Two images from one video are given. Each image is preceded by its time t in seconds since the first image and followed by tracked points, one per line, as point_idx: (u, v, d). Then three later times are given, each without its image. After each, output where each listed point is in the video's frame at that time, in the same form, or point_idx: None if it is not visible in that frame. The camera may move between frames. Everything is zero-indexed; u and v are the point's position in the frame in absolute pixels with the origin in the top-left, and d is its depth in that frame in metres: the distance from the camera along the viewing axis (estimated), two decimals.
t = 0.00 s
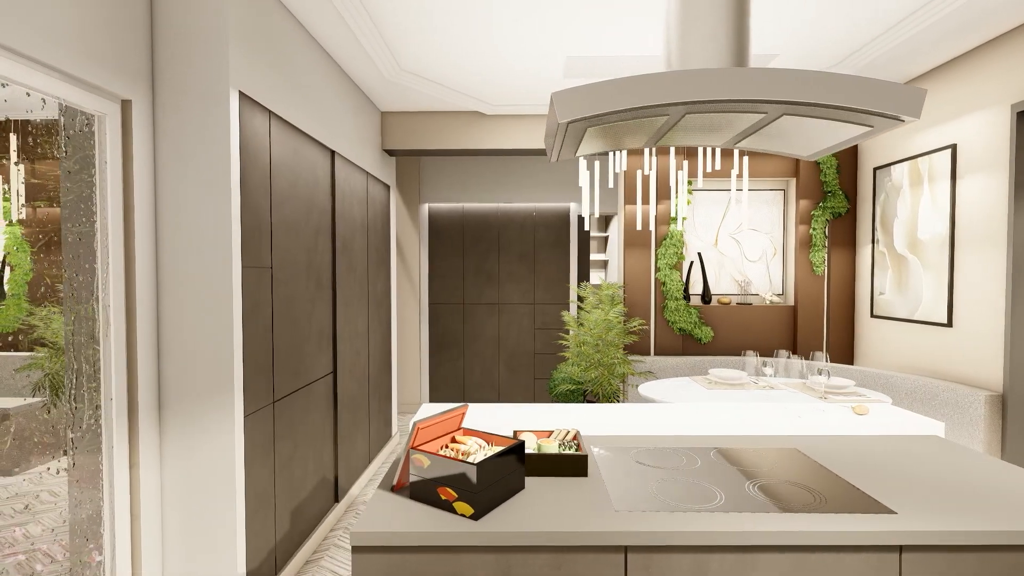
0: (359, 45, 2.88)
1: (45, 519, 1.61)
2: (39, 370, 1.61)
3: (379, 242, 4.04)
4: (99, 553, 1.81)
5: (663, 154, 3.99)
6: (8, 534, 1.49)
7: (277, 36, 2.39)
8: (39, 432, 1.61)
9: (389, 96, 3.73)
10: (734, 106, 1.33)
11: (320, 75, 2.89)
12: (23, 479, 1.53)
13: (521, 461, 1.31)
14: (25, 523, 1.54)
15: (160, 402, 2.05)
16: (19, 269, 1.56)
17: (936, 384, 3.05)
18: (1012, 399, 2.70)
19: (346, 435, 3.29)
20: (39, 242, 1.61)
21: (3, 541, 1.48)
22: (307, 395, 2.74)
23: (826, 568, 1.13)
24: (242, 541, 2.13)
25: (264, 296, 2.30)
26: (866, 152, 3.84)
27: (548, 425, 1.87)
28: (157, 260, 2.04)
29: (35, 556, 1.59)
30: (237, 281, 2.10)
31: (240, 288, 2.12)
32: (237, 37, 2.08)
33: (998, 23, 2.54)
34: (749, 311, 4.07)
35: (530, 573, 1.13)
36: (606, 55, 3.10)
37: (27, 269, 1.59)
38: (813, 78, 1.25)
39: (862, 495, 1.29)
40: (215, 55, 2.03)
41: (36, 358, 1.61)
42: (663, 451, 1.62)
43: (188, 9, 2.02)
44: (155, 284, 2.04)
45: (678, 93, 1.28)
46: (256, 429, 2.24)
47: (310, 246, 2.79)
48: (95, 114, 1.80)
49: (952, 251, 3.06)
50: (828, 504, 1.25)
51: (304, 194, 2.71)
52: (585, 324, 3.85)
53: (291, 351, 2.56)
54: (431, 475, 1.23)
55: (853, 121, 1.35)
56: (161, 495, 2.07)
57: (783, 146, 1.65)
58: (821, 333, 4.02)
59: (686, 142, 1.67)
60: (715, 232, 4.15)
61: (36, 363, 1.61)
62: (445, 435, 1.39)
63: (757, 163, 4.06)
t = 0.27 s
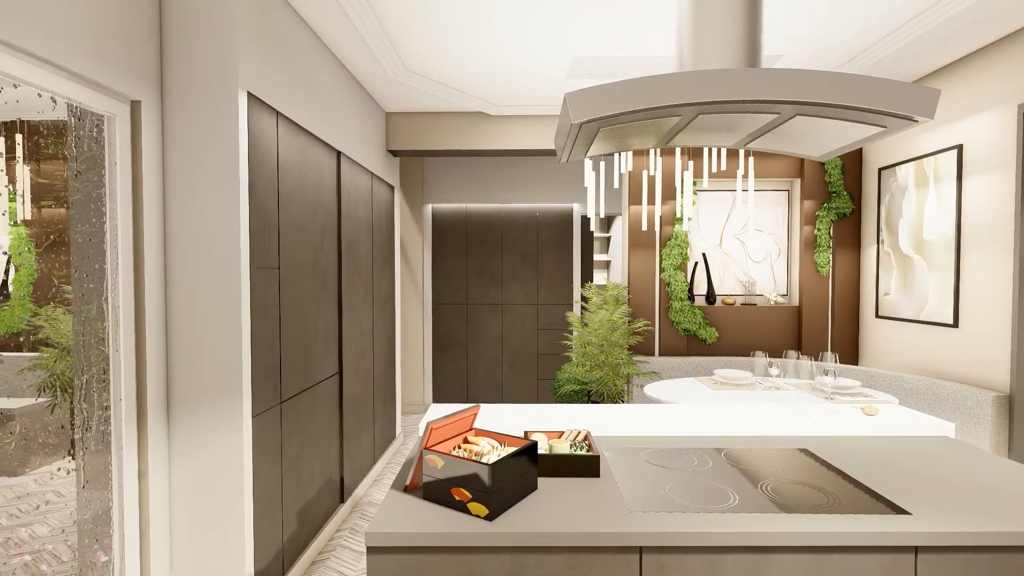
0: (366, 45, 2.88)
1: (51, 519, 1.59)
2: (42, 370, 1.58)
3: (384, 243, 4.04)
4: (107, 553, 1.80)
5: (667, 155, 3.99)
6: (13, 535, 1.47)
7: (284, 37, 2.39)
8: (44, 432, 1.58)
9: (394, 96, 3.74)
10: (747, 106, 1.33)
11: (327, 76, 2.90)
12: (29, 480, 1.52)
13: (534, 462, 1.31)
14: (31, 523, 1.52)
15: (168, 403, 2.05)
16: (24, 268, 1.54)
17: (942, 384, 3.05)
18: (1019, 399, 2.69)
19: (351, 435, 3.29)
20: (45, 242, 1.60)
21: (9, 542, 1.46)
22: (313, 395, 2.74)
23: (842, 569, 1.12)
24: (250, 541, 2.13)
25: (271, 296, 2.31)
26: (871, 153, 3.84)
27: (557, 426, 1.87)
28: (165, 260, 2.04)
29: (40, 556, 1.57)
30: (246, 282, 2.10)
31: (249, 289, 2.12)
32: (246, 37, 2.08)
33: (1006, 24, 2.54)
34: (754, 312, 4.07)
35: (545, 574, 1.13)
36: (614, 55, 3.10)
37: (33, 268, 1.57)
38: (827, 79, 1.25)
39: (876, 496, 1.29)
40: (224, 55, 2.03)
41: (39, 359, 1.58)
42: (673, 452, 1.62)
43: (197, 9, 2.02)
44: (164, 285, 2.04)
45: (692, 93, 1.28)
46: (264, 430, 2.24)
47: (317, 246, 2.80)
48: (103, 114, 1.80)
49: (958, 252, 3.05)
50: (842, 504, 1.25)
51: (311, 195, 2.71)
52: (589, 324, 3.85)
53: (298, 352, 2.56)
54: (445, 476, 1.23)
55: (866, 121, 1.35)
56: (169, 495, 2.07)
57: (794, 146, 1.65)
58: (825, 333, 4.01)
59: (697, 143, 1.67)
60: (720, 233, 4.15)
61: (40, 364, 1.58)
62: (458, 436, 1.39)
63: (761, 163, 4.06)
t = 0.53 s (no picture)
0: (372, 46, 2.88)
1: (58, 519, 1.58)
2: (46, 371, 1.57)
3: (388, 243, 4.04)
4: (113, 553, 1.78)
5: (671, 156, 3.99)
6: (20, 535, 1.45)
7: (291, 37, 2.39)
8: (50, 432, 1.57)
9: (398, 97, 3.74)
10: (759, 107, 1.33)
11: (332, 76, 2.90)
12: (34, 480, 1.50)
13: (546, 463, 1.31)
14: (37, 523, 1.50)
15: (176, 403, 2.05)
16: (31, 269, 1.53)
17: (948, 385, 3.04)
18: None
19: (356, 435, 3.30)
20: (50, 243, 1.59)
21: (17, 542, 1.45)
22: (319, 396, 2.74)
23: (856, 570, 1.12)
24: (257, 542, 2.12)
25: (279, 297, 2.31)
26: (875, 153, 3.84)
27: (565, 427, 1.87)
28: (173, 261, 2.04)
29: (45, 556, 1.55)
30: (254, 283, 2.11)
31: (257, 289, 2.13)
32: (253, 38, 2.08)
33: (1013, 24, 2.54)
34: (758, 312, 4.07)
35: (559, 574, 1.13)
36: (620, 56, 3.11)
37: (38, 269, 1.55)
38: (840, 79, 1.25)
39: (889, 497, 1.28)
40: (232, 56, 2.03)
41: (42, 360, 1.56)
42: (683, 453, 1.62)
43: (206, 9, 2.02)
44: (172, 285, 2.04)
45: (704, 94, 1.28)
46: (271, 430, 2.24)
47: (323, 247, 2.80)
48: (113, 115, 1.80)
49: (964, 252, 3.04)
50: (855, 505, 1.25)
51: (318, 195, 2.72)
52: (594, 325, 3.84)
53: (305, 352, 2.56)
54: (458, 476, 1.23)
55: (877, 122, 1.35)
56: (177, 495, 2.07)
57: (804, 146, 1.65)
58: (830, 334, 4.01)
59: (706, 144, 1.67)
60: (724, 233, 4.15)
61: (43, 365, 1.56)
62: (469, 436, 1.40)
63: (766, 163, 4.06)
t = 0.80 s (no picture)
0: (378, 47, 2.88)
1: (63, 520, 1.57)
2: (51, 371, 1.56)
3: (392, 244, 4.04)
4: (117, 554, 1.77)
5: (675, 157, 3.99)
6: (26, 535, 1.44)
7: (299, 38, 2.39)
8: (55, 433, 1.56)
9: (403, 98, 3.74)
10: (771, 108, 1.33)
11: (338, 77, 2.90)
12: (39, 481, 1.49)
13: (558, 464, 1.31)
14: (42, 524, 1.49)
15: (183, 404, 2.05)
16: (34, 270, 1.52)
17: (954, 386, 3.04)
18: None
19: (361, 436, 3.30)
20: (54, 245, 1.58)
21: (21, 543, 1.44)
22: (325, 397, 2.74)
23: (870, 571, 1.12)
24: (264, 542, 2.12)
25: (286, 298, 2.31)
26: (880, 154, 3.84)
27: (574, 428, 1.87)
28: (181, 262, 2.04)
29: (51, 557, 1.54)
30: (261, 284, 2.11)
31: (264, 290, 2.13)
32: (261, 39, 2.09)
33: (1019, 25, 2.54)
34: (762, 313, 4.07)
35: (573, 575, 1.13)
36: (626, 56, 3.11)
37: (42, 270, 1.54)
38: (852, 80, 1.25)
39: (900, 499, 1.29)
40: (240, 57, 2.03)
41: (48, 360, 1.55)
42: (693, 454, 1.62)
43: (214, 11, 2.02)
44: (180, 286, 2.04)
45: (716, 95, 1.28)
46: (278, 430, 2.24)
47: (329, 248, 2.80)
48: (122, 116, 1.80)
49: (970, 253, 3.04)
50: (867, 507, 1.25)
51: (323, 196, 2.72)
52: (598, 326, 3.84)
53: (311, 353, 2.56)
54: (469, 477, 1.23)
55: (889, 122, 1.35)
56: (185, 495, 2.07)
57: (813, 146, 1.65)
58: (834, 334, 4.01)
59: (716, 144, 1.67)
60: (728, 234, 4.15)
61: (49, 365, 1.55)
62: (480, 437, 1.40)
63: (770, 164, 4.06)
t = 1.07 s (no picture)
0: (383, 49, 2.89)
1: (68, 520, 1.56)
2: (55, 371, 1.54)
3: (396, 244, 4.04)
4: (122, 555, 1.76)
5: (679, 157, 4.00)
6: (31, 535, 1.43)
7: (304, 39, 2.39)
8: (59, 433, 1.55)
9: (407, 99, 3.74)
10: (782, 107, 1.33)
11: (343, 77, 2.90)
12: (43, 481, 1.47)
13: (568, 465, 1.31)
14: (46, 525, 1.48)
15: (190, 404, 2.05)
16: (38, 271, 1.49)
17: (959, 386, 3.03)
18: None
19: (365, 437, 3.29)
20: (59, 245, 1.56)
21: (27, 544, 1.43)
22: (330, 397, 2.74)
23: (883, 572, 1.12)
24: (270, 542, 2.12)
25: (292, 298, 2.31)
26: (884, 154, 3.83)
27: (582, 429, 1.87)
28: (188, 262, 2.04)
29: (56, 558, 1.53)
30: (268, 284, 2.11)
31: (271, 290, 2.13)
32: (268, 39, 2.09)
33: None
34: (766, 314, 4.07)
35: None
36: (630, 57, 3.11)
37: (46, 271, 1.52)
38: (862, 80, 1.25)
39: (911, 500, 1.29)
40: (247, 58, 2.03)
41: (51, 361, 1.53)
42: (701, 455, 1.61)
43: (221, 11, 2.03)
44: (187, 286, 2.04)
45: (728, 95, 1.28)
46: (285, 430, 2.25)
47: (334, 248, 2.80)
48: (130, 117, 1.81)
49: (975, 253, 3.03)
50: (878, 508, 1.25)
51: (329, 196, 2.72)
52: (602, 326, 3.84)
53: (316, 353, 2.56)
54: (481, 477, 1.24)
55: (900, 122, 1.36)
56: (191, 495, 2.07)
57: (822, 146, 1.66)
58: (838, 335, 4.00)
59: (724, 145, 1.68)
60: (731, 235, 4.15)
61: (53, 365, 1.54)
62: (489, 438, 1.41)
63: (773, 165, 4.06)
